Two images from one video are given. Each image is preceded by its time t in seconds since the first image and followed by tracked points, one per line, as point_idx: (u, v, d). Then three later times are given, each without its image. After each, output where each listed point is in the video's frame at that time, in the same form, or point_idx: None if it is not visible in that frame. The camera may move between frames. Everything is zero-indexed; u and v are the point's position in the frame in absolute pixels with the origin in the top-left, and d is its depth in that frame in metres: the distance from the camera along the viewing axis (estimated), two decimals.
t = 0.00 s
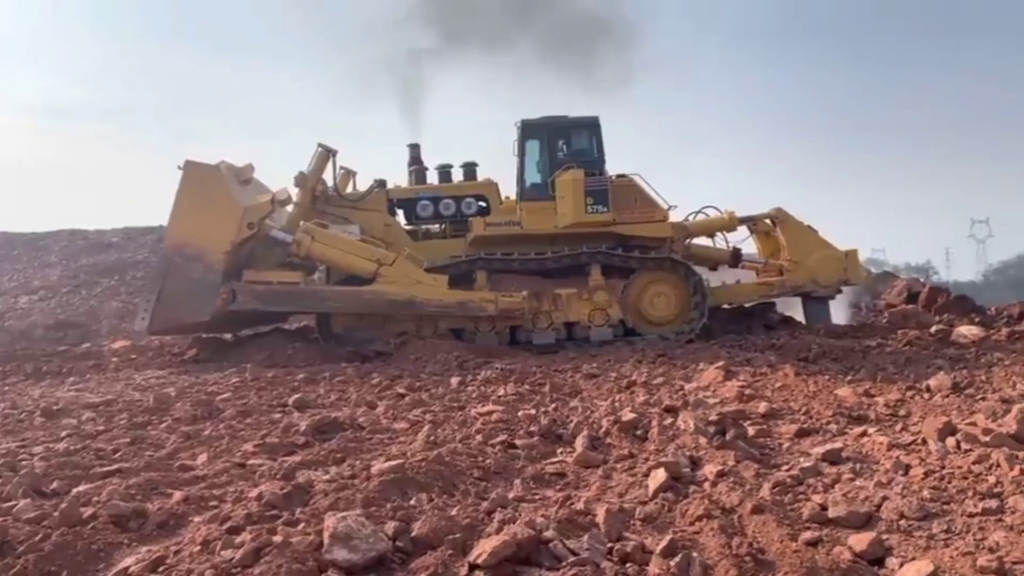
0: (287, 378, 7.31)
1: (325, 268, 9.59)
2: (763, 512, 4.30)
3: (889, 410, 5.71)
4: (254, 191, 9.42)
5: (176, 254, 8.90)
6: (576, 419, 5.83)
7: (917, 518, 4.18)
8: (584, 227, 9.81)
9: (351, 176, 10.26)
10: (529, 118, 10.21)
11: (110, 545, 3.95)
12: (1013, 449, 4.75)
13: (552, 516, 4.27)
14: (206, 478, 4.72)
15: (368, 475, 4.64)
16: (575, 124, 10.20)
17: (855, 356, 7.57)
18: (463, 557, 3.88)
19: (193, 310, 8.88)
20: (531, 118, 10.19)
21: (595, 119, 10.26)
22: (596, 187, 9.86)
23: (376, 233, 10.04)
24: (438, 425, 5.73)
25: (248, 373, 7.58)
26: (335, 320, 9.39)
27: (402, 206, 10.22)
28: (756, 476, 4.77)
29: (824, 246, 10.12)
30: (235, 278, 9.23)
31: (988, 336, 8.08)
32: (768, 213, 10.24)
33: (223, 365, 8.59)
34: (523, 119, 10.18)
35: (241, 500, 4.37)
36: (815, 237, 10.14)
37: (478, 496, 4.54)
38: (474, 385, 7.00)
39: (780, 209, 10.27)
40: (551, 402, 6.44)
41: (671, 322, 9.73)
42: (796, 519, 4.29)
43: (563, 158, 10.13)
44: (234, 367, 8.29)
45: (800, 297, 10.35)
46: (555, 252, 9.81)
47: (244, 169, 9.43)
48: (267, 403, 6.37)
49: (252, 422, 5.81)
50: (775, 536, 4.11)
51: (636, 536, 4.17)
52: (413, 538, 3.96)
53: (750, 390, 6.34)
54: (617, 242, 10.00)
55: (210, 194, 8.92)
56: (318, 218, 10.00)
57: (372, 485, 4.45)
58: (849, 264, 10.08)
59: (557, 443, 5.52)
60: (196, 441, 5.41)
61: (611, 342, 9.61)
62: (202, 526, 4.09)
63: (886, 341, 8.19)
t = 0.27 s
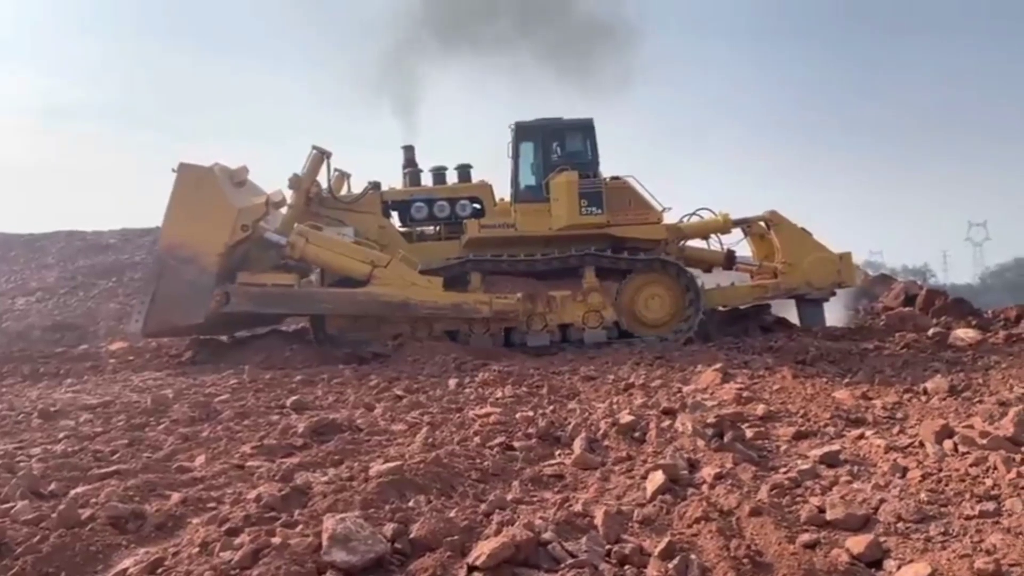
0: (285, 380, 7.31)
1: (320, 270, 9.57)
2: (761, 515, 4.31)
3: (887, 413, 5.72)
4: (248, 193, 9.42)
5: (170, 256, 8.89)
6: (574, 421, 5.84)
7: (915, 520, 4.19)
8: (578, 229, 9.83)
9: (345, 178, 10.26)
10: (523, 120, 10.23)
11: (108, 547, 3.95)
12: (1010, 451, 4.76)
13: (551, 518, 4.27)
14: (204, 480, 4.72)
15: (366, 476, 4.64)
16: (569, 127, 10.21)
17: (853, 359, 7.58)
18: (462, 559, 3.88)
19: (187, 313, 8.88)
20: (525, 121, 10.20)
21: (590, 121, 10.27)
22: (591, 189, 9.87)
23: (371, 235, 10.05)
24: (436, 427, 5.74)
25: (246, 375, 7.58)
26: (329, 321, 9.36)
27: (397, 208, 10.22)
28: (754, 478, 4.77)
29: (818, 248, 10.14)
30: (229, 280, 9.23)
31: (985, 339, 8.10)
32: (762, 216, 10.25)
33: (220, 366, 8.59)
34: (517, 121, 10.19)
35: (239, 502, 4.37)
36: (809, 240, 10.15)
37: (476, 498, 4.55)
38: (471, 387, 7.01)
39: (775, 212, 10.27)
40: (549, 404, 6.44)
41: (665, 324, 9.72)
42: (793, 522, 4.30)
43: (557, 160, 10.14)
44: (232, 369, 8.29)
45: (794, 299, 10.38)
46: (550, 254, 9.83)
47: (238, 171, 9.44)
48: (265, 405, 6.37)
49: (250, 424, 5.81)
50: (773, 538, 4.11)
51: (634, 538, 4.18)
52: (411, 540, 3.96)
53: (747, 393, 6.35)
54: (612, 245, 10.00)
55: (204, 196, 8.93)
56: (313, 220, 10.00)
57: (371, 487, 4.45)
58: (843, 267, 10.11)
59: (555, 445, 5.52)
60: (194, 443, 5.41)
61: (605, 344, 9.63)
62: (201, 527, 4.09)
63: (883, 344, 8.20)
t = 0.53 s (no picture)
0: (284, 382, 7.30)
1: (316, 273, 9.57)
2: (759, 516, 4.32)
3: (885, 415, 5.73)
4: (243, 195, 9.43)
5: (166, 259, 8.89)
6: (573, 423, 5.84)
7: (913, 522, 4.20)
8: (574, 231, 9.84)
9: (342, 180, 10.28)
10: (519, 123, 10.23)
11: (108, 548, 3.96)
12: (1008, 453, 4.77)
13: (550, 520, 4.28)
14: (203, 481, 4.72)
15: (365, 478, 4.64)
16: (565, 129, 10.22)
17: (851, 361, 7.59)
18: (461, 560, 3.88)
19: (183, 315, 8.90)
20: (521, 123, 10.21)
21: (585, 122, 10.29)
22: (586, 191, 9.88)
23: (367, 237, 10.05)
24: (435, 429, 5.74)
25: (245, 376, 7.58)
26: (326, 324, 9.36)
27: (393, 210, 10.23)
28: (752, 480, 4.78)
29: (814, 250, 10.16)
30: (224, 282, 9.23)
31: (983, 341, 8.11)
32: (758, 219, 10.26)
33: (218, 368, 8.59)
34: (513, 123, 10.21)
35: (238, 503, 4.37)
36: (804, 242, 10.17)
37: (475, 500, 4.55)
38: (470, 389, 7.01)
39: (770, 214, 10.28)
40: (547, 406, 6.44)
41: (662, 325, 9.75)
42: (792, 523, 4.31)
43: (553, 162, 10.14)
44: (230, 370, 8.29)
45: (791, 301, 10.40)
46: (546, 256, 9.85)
47: (233, 173, 9.44)
48: (264, 406, 6.38)
49: (249, 426, 5.81)
50: (772, 540, 4.12)
51: (633, 540, 4.18)
52: (410, 542, 3.97)
53: (746, 395, 6.36)
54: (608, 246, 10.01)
55: (200, 198, 8.93)
56: (309, 222, 10.00)
57: (370, 488, 4.46)
58: (839, 269, 10.13)
59: (553, 447, 5.53)
60: (193, 444, 5.41)
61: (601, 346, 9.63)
62: (200, 529, 4.09)
63: (881, 346, 8.21)
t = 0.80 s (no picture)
0: (283, 383, 7.30)
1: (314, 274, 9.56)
2: (759, 517, 4.32)
3: (885, 416, 5.73)
4: (242, 196, 9.44)
5: (165, 260, 8.91)
6: (572, 423, 5.85)
7: (913, 522, 4.20)
8: (573, 232, 9.84)
9: (341, 181, 10.28)
10: (518, 124, 10.24)
11: (108, 549, 3.96)
12: (1007, 454, 4.77)
13: (549, 520, 4.28)
14: (203, 482, 4.72)
15: (365, 479, 4.65)
16: (564, 130, 10.23)
17: (851, 361, 7.60)
18: (461, 561, 3.89)
19: (183, 316, 8.92)
20: (520, 124, 10.22)
21: (584, 124, 10.29)
22: (585, 192, 9.87)
23: (366, 238, 10.06)
24: (434, 429, 5.74)
25: (244, 377, 7.59)
26: (324, 324, 9.36)
27: (392, 211, 10.23)
28: (751, 480, 4.78)
29: (813, 251, 10.16)
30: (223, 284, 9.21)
31: (982, 341, 8.12)
32: (758, 219, 10.24)
33: (218, 369, 8.59)
34: (512, 124, 10.21)
35: (238, 504, 4.37)
36: (804, 243, 10.17)
37: (475, 500, 4.55)
38: (470, 390, 7.01)
39: (769, 214, 10.29)
40: (547, 407, 6.44)
41: (662, 326, 9.76)
42: (791, 524, 4.31)
43: (552, 163, 10.15)
44: (229, 371, 8.29)
45: (789, 301, 10.40)
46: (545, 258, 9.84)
47: (233, 174, 9.45)
48: (264, 407, 6.38)
49: (249, 426, 5.82)
50: (771, 540, 4.12)
51: (632, 540, 4.19)
52: (410, 542, 3.97)
53: (745, 395, 6.37)
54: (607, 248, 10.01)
55: (199, 199, 8.93)
56: (308, 223, 10.01)
57: (369, 489, 4.46)
58: (838, 270, 10.13)
59: (553, 447, 5.53)
60: (192, 445, 5.41)
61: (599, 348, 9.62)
62: (200, 529, 4.09)
63: (881, 347, 8.22)
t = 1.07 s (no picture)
0: (284, 383, 7.30)
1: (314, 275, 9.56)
2: (759, 517, 4.32)
3: (885, 416, 5.73)
4: (243, 197, 9.45)
5: (165, 261, 8.91)
6: (572, 424, 5.85)
7: (913, 522, 4.20)
8: (573, 234, 9.84)
9: (341, 182, 10.28)
10: (518, 124, 10.24)
11: (108, 549, 3.96)
12: (1007, 454, 4.77)
13: (550, 520, 4.28)
14: (203, 482, 4.73)
15: (365, 479, 4.65)
16: (564, 131, 10.23)
17: (851, 361, 7.60)
18: (461, 561, 3.89)
19: (183, 317, 8.93)
20: (520, 124, 10.22)
21: (585, 124, 10.28)
22: (586, 193, 9.86)
23: (366, 239, 10.06)
24: (435, 430, 5.74)
25: (245, 378, 7.59)
26: (324, 325, 9.37)
27: (392, 212, 10.24)
28: (752, 481, 4.78)
29: (813, 251, 10.16)
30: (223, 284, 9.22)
31: (983, 341, 8.12)
32: (758, 219, 10.24)
33: (218, 370, 8.60)
34: (512, 125, 10.21)
35: (238, 504, 4.37)
36: (804, 243, 10.17)
37: (475, 501, 4.56)
38: (470, 390, 7.01)
39: (770, 215, 10.29)
40: (547, 407, 6.44)
41: (661, 326, 9.77)
42: (792, 524, 4.31)
43: (552, 164, 10.15)
44: (230, 372, 8.29)
45: (789, 302, 10.40)
46: (545, 258, 9.84)
47: (233, 174, 9.45)
48: (264, 407, 6.39)
49: (249, 427, 5.82)
50: (772, 541, 4.12)
51: (632, 540, 4.19)
52: (410, 542, 3.97)
53: (746, 396, 6.37)
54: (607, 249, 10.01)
55: (199, 200, 8.94)
56: (308, 224, 10.01)
57: (370, 489, 4.46)
58: (838, 270, 10.12)
59: (553, 448, 5.53)
60: (193, 446, 5.41)
61: (599, 348, 9.62)
62: (200, 529, 4.10)
63: (881, 347, 8.22)
